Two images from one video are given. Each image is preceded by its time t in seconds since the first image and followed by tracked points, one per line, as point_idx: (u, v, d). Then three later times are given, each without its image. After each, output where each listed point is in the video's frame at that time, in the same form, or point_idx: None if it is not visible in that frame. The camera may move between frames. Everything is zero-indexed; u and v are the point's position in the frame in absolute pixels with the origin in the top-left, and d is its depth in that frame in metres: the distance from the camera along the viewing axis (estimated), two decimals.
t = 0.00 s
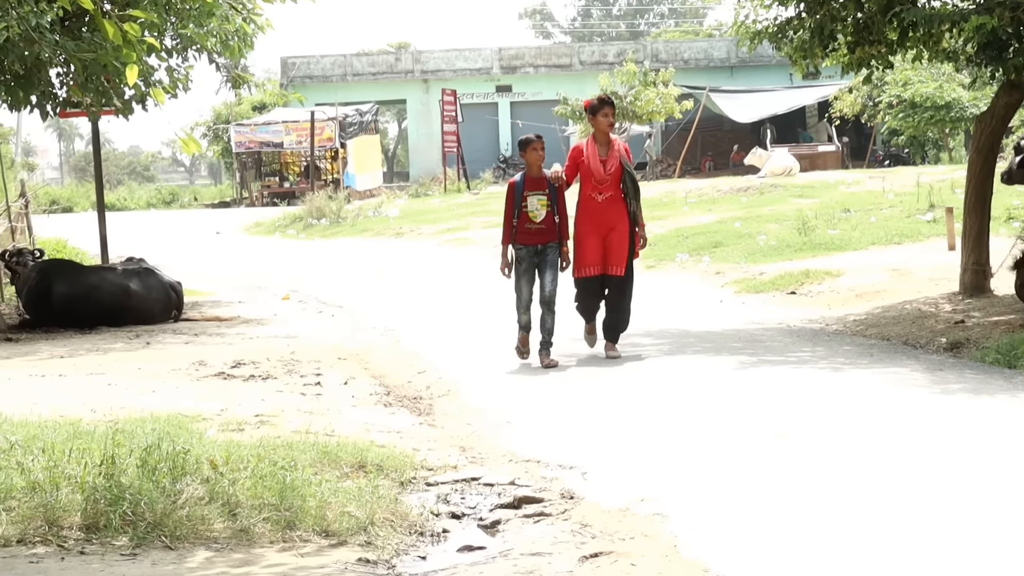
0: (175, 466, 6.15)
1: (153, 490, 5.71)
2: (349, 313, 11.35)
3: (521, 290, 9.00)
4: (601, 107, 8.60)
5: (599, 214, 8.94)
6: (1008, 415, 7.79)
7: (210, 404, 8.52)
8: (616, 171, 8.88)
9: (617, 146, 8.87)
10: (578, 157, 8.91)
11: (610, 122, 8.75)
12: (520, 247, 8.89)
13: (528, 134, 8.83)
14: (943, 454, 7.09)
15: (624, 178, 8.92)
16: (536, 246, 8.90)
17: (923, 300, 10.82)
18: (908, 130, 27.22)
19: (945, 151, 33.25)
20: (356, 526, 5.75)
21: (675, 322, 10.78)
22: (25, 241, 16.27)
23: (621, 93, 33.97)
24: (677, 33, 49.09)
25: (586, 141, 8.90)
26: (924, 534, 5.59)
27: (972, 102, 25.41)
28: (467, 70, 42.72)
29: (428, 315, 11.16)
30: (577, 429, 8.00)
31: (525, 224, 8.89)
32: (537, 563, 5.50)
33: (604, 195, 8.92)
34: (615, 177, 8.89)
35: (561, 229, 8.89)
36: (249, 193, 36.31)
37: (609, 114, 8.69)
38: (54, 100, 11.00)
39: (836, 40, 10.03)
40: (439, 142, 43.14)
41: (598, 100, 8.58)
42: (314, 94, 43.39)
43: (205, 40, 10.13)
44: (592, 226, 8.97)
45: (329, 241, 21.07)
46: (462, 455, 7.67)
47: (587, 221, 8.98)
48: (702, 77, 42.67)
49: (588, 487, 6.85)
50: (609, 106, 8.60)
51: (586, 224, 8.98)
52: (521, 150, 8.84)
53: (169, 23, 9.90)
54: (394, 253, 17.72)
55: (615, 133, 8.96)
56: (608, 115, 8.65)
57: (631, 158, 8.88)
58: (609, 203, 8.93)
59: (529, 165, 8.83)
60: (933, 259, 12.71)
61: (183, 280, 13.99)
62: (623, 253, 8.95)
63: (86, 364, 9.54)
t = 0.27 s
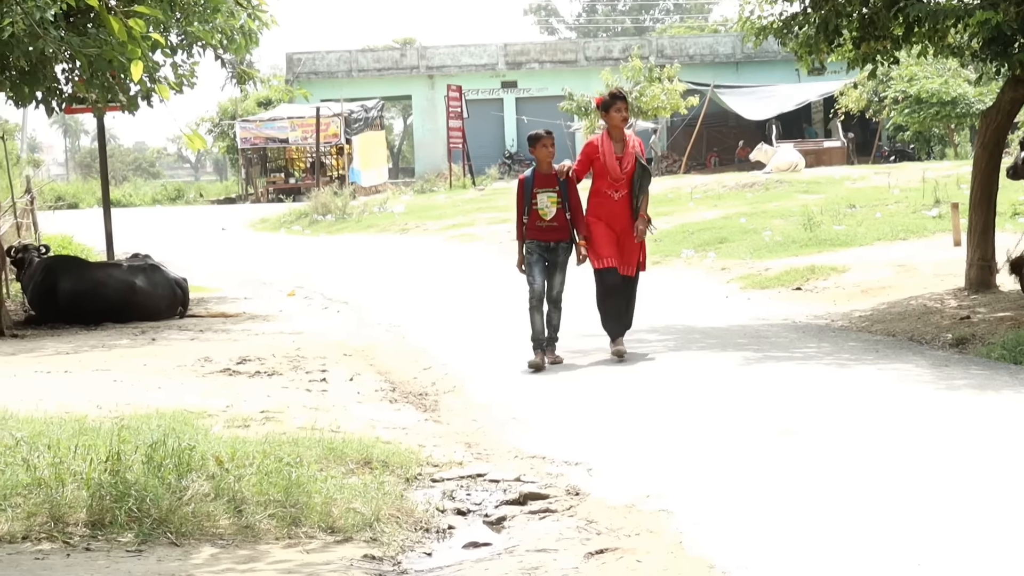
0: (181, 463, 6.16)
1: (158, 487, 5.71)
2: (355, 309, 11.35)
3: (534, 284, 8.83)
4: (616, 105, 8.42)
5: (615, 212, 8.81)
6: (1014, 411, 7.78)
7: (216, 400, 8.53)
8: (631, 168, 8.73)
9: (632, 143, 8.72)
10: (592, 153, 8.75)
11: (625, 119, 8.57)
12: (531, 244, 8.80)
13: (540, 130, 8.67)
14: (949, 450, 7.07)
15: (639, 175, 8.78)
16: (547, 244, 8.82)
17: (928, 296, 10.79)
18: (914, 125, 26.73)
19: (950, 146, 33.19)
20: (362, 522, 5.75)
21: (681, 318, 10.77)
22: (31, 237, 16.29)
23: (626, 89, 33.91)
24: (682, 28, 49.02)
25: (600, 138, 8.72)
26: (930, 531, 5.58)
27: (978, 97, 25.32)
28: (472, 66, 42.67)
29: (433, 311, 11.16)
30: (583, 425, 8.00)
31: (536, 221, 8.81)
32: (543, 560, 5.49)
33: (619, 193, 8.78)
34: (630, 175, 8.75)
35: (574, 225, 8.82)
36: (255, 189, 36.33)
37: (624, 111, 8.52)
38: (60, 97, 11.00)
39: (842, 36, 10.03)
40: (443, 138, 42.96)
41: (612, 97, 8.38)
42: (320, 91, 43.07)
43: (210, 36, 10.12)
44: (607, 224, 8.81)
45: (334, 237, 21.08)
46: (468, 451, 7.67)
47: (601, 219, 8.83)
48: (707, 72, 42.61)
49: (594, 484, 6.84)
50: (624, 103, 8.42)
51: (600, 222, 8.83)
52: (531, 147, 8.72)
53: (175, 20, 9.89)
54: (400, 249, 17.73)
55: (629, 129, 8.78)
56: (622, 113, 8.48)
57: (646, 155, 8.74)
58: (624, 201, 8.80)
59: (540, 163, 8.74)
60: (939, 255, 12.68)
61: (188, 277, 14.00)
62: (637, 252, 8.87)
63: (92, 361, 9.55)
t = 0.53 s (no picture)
0: (186, 461, 6.16)
1: (163, 485, 5.72)
2: (359, 308, 11.35)
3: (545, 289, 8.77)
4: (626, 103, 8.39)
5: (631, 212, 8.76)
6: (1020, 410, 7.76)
7: (221, 399, 8.53)
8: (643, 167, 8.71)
9: (641, 142, 8.72)
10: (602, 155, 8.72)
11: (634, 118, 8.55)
12: (539, 247, 8.76)
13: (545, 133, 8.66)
14: (955, 449, 7.06)
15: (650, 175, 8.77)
16: (557, 247, 8.77)
17: (934, 295, 10.77)
18: (920, 125, 26.72)
19: (956, 145, 33.12)
20: (366, 521, 5.75)
21: (686, 317, 10.76)
22: (37, 236, 16.32)
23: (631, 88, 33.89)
24: (687, 27, 48.96)
25: (609, 139, 8.69)
26: (936, 530, 5.56)
27: (984, 97, 25.29)
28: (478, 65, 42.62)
29: (438, 310, 11.15)
30: (588, 424, 7.99)
31: (543, 225, 8.78)
32: (547, 559, 5.49)
33: (633, 192, 8.73)
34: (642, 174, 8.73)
35: (582, 229, 8.79)
36: (260, 188, 36.36)
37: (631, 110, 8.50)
38: (65, 95, 11.01)
39: (847, 35, 9.98)
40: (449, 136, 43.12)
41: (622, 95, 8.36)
42: (325, 90, 43.18)
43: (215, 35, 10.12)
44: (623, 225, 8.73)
45: (339, 237, 21.09)
46: (473, 451, 7.67)
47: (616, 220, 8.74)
48: (712, 72, 42.57)
49: (598, 483, 6.84)
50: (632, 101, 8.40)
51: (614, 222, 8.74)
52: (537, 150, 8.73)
53: (179, 19, 9.89)
54: (404, 248, 17.72)
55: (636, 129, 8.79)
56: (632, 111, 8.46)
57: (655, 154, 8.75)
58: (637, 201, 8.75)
59: (545, 165, 8.72)
60: (945, 254, 12.65)
61: (193, 276, 14.02)
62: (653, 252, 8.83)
63: (97, 360, 9.56)
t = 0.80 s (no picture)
0: (186, 474, 6.18)
1: (163, 498, 5.72)
2: (360, 319, 11.35)
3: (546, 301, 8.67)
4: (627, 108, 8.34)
5: (632, 221, 8.63)
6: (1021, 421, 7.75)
7: (222, 410, 8.53)
8: (645, 174, 8.58)
9: (644, 148, 8.59)
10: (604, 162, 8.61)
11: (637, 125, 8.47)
12: (542, 256, 8.57)
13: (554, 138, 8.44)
14: (955, 461, 7.05)
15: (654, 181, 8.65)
16: (559, 256, 8.59)
17: (934, 306, 10.77)
18: (919, 134, 26.96)
19: (957, 154, 33.13)
20: (366, 533, 5.74)
21: (686, 329, 10.75)
22: (37, 247, 16.33)
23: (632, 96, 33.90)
24: (688, 35, 49.00)
25: (612, 146, 8.59)
26: (938, 542, 5.55)
27: (984, 107, 25.33)
28: (478, 75, 42.63)
29: (438, 321, 11.15)
30: (588, 436, 7.98)
31: (547, 232, 8.58)
32: (547, 570, 5.51)
33: (635, 200, 8.61)
34: (645, 181, 8.59)
35: (585, 237, 8.61)
36: (260, 198, 36.41)
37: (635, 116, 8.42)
38: (65, 106, 11.03)
39: (847, 44, 10.00)
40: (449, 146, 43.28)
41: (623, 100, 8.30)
42: (325, 100, 43.32)
43: (215, 46, 10.15)
44: (624, 234, 8.65)
45: (339, 247, 21.10)
46: (472, 462, 7.67)
47: (617, 228, 8.67)
48: (712, 81, 42.60)
49: (598, 495, 6.84)
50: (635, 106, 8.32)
51: (616, 231, 8.68)
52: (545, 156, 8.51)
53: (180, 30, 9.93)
54: (404, 259, 17.74)
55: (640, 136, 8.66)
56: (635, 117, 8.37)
57: (660, 160, 8.61)
58: (640, 208, 8.63)
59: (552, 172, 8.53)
60: (945, 264, 12.65)
61: (193, 287, 14.02)
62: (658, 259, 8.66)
63: (98, 371, 9.56)
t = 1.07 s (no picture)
0: (177, 506, 6.15)
1: (154, 530, 5.68)
2: (352, 352, 11.35)
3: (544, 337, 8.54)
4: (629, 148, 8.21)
5: (628, 261, 8.47)
6: (1013, 452, 7.74)
7: (213, 442, 8.51)
8: (644, 215, 8.40)
9: (645, 188, 8.41)
10: (605, 199, 8.48)
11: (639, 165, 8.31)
12: (544, 292, 8.50)
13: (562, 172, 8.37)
14: (948, 492, 7.03)
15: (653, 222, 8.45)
16: (561, 291, 8.52)
17: (926, 337, 10.77)
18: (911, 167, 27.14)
19: (948, 187, 33.27)
20: (357, 565, 5.71)
21: (678, 361, 10.74)
22: (28, 279, 16.31)
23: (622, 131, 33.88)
24: (679, 71, 49.30)
25: (614, 183, 8.45)
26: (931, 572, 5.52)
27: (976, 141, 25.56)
28: (470, 108, 42.87)
29: (430, 353, 11.15)
30: (580, 468, 7.95)
31: (550, 267, 8.52)
32: None
33: (632, 241, 8.45)
34: (643, 221, 8.41)
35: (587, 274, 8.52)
36: (253, 232, 36.43)
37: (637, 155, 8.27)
38: (58, 139, 11.06)
39: (838, 77, 10.08)
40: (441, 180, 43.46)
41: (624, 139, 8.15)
42: (317, 134, 43.48)
43: (206, 80, 10.19)
44: (619, 274, 8.52)
45: (332, 280, 21.10)
46: (464, 494, 7.64)
47: (615, 267, 8.54)
48: (704, 115, 42.77)
49: (590, 526, 6.80)
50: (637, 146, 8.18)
51: (613, 270, 8.55)
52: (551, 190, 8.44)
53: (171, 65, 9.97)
54: (395, 291, 17.73)
55: (644, 175, 8.49)
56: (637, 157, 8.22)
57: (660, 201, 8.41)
58: (637, 249, 8.46)
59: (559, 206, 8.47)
60: (936, 296, 12.67)
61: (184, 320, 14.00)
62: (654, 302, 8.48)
63: (89, 404, 9.52)
